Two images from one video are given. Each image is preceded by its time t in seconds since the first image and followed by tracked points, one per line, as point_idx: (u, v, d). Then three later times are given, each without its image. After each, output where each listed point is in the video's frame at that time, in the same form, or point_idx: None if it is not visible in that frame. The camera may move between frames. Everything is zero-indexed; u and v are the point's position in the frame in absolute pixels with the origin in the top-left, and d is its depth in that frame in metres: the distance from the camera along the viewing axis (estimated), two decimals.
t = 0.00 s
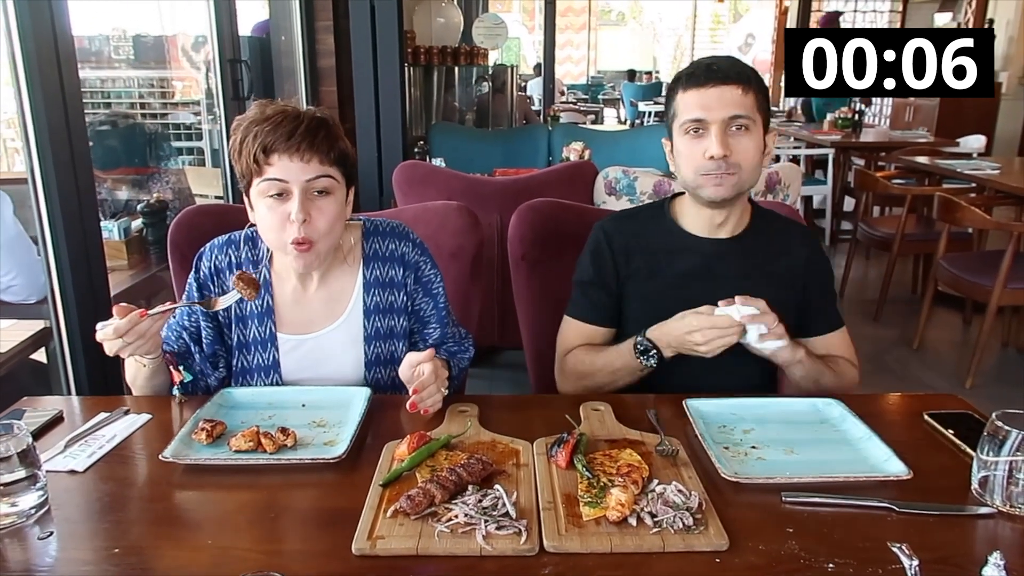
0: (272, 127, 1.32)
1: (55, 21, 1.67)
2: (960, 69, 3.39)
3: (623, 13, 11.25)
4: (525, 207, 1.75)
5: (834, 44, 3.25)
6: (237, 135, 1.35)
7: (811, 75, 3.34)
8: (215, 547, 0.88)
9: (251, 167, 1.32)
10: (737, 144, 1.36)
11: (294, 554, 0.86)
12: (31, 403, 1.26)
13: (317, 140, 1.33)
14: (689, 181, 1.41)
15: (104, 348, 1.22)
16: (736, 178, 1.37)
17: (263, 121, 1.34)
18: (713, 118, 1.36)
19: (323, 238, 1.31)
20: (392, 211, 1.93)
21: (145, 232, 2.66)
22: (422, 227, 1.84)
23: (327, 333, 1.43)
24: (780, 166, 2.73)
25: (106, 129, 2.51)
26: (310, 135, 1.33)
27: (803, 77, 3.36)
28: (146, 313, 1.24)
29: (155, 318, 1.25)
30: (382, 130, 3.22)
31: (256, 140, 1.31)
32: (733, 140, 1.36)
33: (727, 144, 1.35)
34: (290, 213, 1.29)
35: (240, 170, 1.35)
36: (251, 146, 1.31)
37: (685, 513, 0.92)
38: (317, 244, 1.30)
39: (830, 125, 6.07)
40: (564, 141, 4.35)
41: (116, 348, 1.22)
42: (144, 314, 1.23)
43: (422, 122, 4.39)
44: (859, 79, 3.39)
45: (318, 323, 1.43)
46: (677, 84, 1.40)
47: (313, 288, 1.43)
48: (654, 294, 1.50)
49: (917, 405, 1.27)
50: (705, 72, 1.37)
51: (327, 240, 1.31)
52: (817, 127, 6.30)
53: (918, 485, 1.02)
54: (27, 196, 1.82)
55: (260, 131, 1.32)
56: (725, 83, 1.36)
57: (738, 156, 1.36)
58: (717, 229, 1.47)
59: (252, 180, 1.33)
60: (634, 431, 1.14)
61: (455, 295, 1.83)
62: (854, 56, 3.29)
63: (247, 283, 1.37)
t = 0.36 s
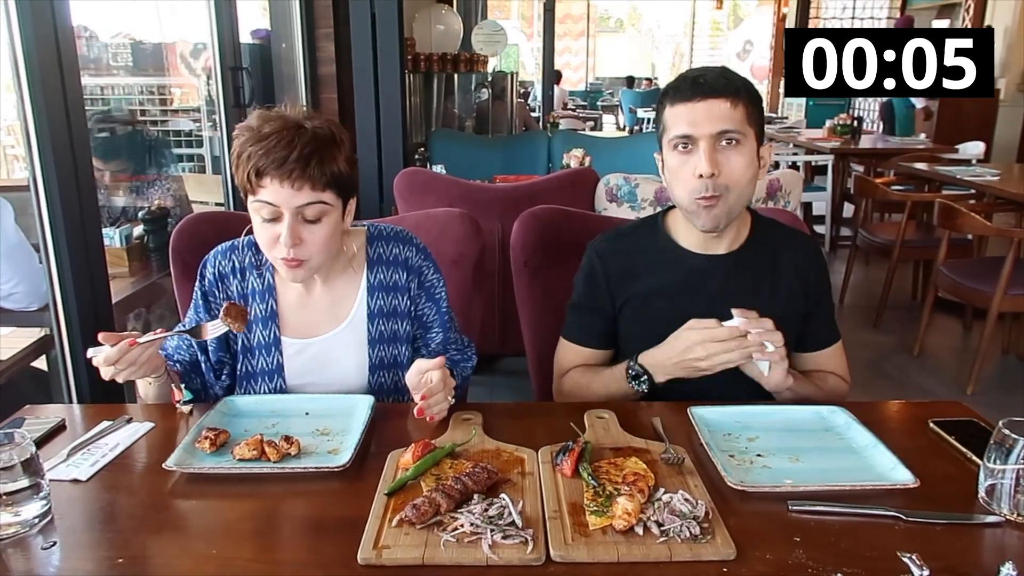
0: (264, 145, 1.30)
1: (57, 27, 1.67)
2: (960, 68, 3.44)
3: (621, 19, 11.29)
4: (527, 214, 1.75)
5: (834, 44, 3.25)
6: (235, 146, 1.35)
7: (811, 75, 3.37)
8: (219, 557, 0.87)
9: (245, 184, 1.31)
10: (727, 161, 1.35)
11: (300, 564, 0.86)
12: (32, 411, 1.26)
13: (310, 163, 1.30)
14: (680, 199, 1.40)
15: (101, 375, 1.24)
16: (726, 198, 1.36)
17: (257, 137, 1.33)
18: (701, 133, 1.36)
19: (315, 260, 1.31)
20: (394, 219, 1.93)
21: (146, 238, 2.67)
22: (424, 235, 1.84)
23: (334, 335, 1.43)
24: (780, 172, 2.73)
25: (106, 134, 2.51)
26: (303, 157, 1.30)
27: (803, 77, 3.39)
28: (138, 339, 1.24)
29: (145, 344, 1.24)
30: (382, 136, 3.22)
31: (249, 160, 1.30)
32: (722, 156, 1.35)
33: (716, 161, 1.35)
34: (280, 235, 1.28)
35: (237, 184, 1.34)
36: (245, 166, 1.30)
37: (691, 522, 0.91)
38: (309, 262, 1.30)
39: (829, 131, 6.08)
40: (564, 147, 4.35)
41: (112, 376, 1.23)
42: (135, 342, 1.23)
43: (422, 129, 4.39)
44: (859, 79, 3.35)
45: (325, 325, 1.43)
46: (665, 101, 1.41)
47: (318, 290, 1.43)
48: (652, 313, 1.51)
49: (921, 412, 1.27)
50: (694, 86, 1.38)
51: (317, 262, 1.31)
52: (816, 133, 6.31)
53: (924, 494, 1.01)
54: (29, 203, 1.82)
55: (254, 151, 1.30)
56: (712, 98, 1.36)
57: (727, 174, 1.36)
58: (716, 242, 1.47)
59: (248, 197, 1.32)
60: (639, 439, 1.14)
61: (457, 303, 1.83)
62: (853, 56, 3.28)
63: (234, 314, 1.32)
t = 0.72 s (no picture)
0: (268, 140, 1.31)
1: (57, 27, 1.67)
2: (960, 68, 3.42)
3: (623, 20, 11.30)
4: (528, 214, 1.75)
5: (834, 44, 3.25)
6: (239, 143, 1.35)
7: (810, 75, 3.36)
8: (217, 558, 0.87)
9: (249, 180, 1.31)
10: (723, 173, 1.35)
11: (298, 565, 0.85)
12: (32, 411, 1.26)
13: (313, 154, 1.30)
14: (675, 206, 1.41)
15: (105, 364, 1.23)
16: (720, 209, 1.36)
17: (260, 132, 1.33)
18: (698, 145, 1.35)
19: (321, 250, 1.31)
20: (394, 219, 1.93)
21: (146, 239, 2.67)
22: (426, 235, 1.84)
23: (336, 334, 1.43)
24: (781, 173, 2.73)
25: (108, 134, 2.52)
26: (307, 149, 1.31)
27: (803, 77, 3.38)
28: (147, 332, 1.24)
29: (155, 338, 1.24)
30: (383, 137, 3.23)
31: (252, 156, 1.30)
32: (718, 168, 1.35)
33: (712, 173, 1.35)
34: (284, 228, 1.29)
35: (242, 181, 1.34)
36: (248, 162, 1.30)
37: (690, 523, 0.91)
38: (315, 254, 1.30)
39: (830, 132, 6.08)
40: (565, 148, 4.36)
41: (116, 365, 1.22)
42: (144, 334, 1.23)
43: (423, 130, 4.40)
44: (859, 79, 3.35)
45: (327, 324, 1.43)
46: (667, 109, 1.40)
47: (321, 289, 1.43)
48: (652, 316, 1.51)
49: (921, 413, 1.26)
50: (693, 95, 1.37)
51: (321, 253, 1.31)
52: (817, 134, 6.31)
53: (924, 495, 1.01)
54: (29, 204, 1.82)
55: (257, 146, 1.30)
56: (712, 108, 1.35)
57: (723, 184, 1.36)
58: (717, 249, 1.47)
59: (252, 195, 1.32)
60: (638, 440, 1.14)
61: (458, 304, 1.82)
62: (854, 56, 3.28)
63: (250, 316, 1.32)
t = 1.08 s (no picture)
0: (267, 200, 1.22)
1: (53, 27, 1.67)
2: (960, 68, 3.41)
3: (623, 19, 11.29)
4: (525, 215, 1.74)
5: (834, 44, 3.24)
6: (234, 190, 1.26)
7: (811, 75, 3.35)
8: (211, 559, 0.86)
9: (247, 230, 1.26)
10: (689, 178, 1.35)
11: (292, 566, 0.85)
12: (27, 411, 1.25)
13: (316, 218, 1.24)
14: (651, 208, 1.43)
15: (86, 395, 1.19)
16: (687, 212, 1.36)
17: (257, 186, 1.24)
18: (665, 149, 1.36)
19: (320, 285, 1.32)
20: (392, 218, 1.92)
21: (145, 239, 2.64)
22: (423, 234, 1.83)
23: (330, 337, 1.43)
24: (781, 172, 2.72)
25: (108, 133, 2.51)
26: (309, 209, 1.24)
27: (803, 77, 3.37)
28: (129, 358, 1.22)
29: (136, 362, 1.21)
30: (382, 136, 3.22)
31: (251, 215, 1.23)
32: (684, 174, 1.35)
33: (675, 178, 1.35)
34: (285, 275, 1.29)
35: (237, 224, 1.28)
36: (247, 217, 1.23)
37: (687, 524, 0.90)
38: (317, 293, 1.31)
39: (831, 131, 6.07)
40: (565, 148, 4.35)
41: (98, 397, 1.19)
42: (124, 360, 1.20)
43: (422, 129, 4.39)
44: (859, 79, 3.35)
45: (322, 326, 1.43)
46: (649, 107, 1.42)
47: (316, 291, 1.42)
48: (648, 317, 1.50)
49: (920, 413, 1.25)
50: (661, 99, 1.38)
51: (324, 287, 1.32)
52: (818, 133, 6.31)
53: (924, 496, 1.00)
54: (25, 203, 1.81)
55: (256, 208, 1.22)
56: (677, 112, 1.35)
57: (690, 189, 1.36)
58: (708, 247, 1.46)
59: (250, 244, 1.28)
60: (636, 440, 1.13)
61: (454, 303, 1.82)
62: (854, 56, 3.27)
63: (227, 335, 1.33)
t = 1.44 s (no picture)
0: (281, 151, 1.27)
1: (50, 27, 1.66)
2: (960, 69, 3.40)
3: (625, 18, 11.26)
4: (525, 212, 1.73)
5: (834, 44, 3.21)
6: (244, 155, 1.30)
7: (811, 75, 3.31)
8: (205, 559, 0.86)
9: (260, 192, 1.28)
10: (695, 171, 1.35)
11: (287, 566, 0.84)
12: (23, 410, 1.25)
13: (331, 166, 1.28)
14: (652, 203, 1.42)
15: (80, 403, 1.19)
16: (691, 206, 1.35)
17: (271, 142, 1.29)
18: (671, 142, 1.35)
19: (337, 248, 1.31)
20: (391, 216, 1.92)
21: (144, 238, 2.63)
22: (421, 232, 1.83)
23: (330, 331, 1.42)
24: (782, 170, 2.71)
25: (108, 133, 2.52)
26: (323, 155, 1.30)
27: (803, 78, 3.32)
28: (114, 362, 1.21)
29: (122, 366, 1.20)
30: (382, 134, 3.21)
31: (266, 169, 1.26)
32: (689, 167, 1.35)
33: (681, 172, 1.35)
34: (305, 235, 1.27)
35: (248, 191, 1.30)
36: (262, 173, 1.27)
37: (684, 524, 0.90)
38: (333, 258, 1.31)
39: (832, 129, 6.06)
40: (566, 146, 4.35)
41: (89, 403, 1.18)
42: (111, 363, 1.19)
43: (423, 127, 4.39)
44: (859, 79, 3.35)
45: (322, 320, 1.42)
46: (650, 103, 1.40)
47: (316, 285, 1.42)
48: (646, 316, 1.50)
49: (920, 412, 1.25)
50: (667, 92, 1.36)
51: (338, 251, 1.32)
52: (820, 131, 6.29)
53: (923, 495, 1.00)
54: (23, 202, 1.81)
55: (273, 159, 1.26)
56: (685, 107, 1.34)
57: (694, 183, 1.35)
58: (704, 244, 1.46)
59: (262, 209, 1.29)
60: (634, 440, 1.12)
61: (453, 302, 1.81)
62: (854, 56, 3.26)
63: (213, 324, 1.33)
